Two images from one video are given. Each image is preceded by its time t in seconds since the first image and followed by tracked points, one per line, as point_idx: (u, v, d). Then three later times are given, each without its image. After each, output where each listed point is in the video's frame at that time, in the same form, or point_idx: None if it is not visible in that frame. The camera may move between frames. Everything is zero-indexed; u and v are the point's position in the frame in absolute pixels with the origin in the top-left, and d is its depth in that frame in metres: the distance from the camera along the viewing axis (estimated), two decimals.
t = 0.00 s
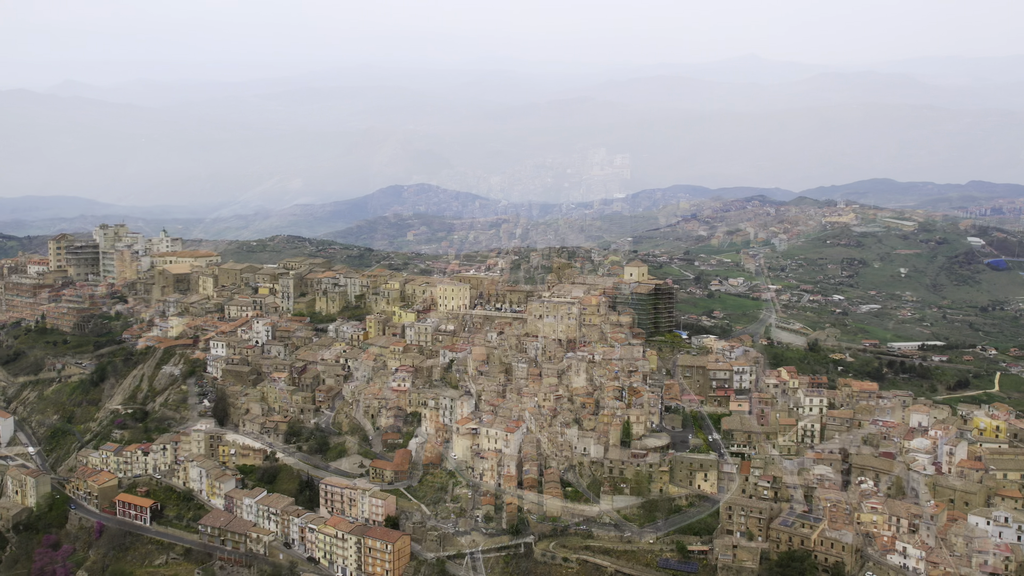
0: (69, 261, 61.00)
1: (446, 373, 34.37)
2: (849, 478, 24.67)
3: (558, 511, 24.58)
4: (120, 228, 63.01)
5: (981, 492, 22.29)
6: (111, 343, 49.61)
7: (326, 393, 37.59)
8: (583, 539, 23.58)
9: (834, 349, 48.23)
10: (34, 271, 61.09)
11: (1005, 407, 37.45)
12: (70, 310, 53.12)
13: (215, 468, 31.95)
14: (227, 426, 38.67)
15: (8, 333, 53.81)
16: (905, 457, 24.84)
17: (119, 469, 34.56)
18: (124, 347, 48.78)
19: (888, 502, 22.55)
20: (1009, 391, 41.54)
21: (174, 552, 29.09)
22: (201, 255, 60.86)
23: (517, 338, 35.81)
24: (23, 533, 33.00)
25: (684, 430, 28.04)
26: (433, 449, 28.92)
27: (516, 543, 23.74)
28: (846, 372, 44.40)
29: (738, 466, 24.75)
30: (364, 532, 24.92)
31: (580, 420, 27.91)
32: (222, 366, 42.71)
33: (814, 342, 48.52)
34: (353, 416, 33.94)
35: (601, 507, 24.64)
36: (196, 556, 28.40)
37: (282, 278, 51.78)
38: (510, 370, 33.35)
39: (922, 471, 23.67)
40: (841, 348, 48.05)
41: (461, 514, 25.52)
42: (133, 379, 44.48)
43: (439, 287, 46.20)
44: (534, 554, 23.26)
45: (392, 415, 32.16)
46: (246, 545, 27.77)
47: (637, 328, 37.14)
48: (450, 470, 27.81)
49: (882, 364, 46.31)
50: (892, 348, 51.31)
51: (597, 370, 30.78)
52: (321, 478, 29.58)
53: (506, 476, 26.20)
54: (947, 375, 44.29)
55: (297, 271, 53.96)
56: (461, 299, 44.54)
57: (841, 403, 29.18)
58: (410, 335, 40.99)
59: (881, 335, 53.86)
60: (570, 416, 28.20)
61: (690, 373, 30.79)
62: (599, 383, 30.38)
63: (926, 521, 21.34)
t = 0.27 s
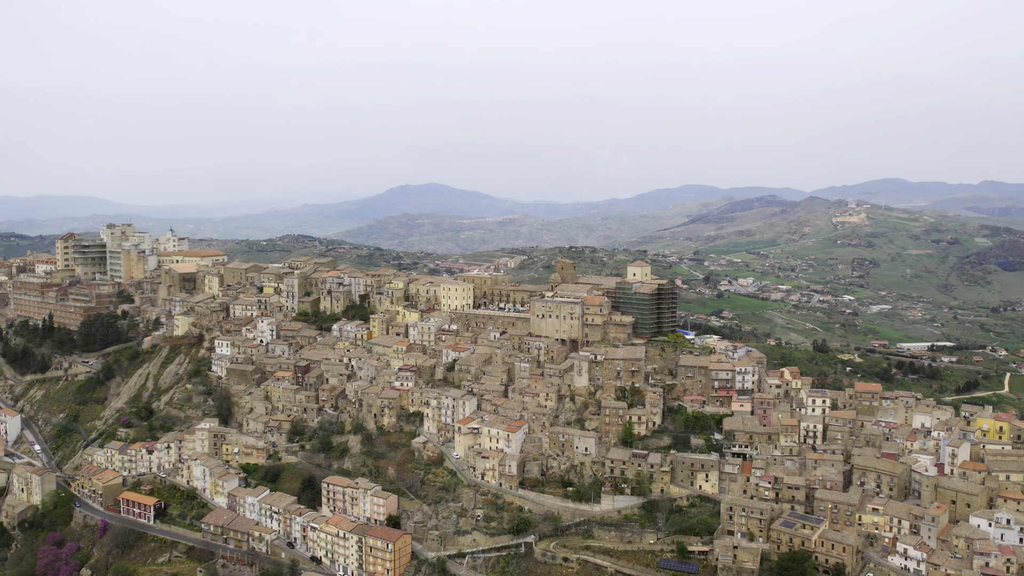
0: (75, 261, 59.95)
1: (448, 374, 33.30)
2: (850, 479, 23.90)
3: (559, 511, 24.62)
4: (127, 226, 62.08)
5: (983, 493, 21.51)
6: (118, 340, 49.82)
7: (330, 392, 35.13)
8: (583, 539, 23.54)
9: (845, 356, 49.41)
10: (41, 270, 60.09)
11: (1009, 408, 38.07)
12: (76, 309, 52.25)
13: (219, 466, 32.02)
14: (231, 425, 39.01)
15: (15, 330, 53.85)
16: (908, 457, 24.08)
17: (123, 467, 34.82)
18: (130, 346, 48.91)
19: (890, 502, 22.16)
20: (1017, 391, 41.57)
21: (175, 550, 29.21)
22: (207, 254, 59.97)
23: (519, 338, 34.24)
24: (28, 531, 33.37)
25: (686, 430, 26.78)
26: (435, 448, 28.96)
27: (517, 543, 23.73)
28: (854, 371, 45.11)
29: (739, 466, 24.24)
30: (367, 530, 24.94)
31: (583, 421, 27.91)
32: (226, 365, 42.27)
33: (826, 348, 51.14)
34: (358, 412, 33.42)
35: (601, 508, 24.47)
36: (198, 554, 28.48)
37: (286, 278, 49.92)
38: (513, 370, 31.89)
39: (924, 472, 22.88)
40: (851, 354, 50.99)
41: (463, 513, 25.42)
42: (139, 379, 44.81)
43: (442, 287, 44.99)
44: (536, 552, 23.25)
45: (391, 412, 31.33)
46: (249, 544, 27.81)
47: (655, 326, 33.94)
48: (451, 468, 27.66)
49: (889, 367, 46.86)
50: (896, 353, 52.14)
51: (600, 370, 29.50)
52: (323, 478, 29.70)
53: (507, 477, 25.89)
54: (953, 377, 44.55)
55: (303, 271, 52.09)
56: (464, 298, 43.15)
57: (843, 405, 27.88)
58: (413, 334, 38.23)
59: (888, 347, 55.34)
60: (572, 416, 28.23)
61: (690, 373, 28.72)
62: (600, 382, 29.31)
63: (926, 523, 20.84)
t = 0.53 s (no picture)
0: (83, 260, 60.23)
1: (450, 373, 33.28)
2: (852, 479, 23.79)
3: (559, 510, 24.55)
4: (134, 227, 62.86)
5: (985, 494, 21.33)
6: (125, 339, 50.04)
7: (333, 391, 35.08)
8: (584, 539, 23.52)
9: (854, 357, 49.40)
10: (48, 269, 60.54)
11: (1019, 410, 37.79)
12: (84, 307, 52.60)
13: (222, 465, 32.10)
14: (235, 424, 39.15)
15: (23, 328, 54.09)
16: (910, 458, 23.94)
17: (128, 465, 34.99)
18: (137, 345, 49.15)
19: (891, 503, 22.04)
20: None
21: (178, 548, 29.33)
22: (213, 253, 60.41)
23: (522, 338, 34.34)
24: (34, 529, 33.66)
25: (688, 429, 26.71)
26: (436, 448, 28.95)
27: (518, 542, 23.72)
28: (863, 372, 45.09)
29: (740, 466, 24.10)
30: (368, 529, 24.99)
31: (585, 421, 27.87)
32: (231, 365, 42.28)
33: (835, 348, 51.16)
34: (361, 410, 33.44)
35: (602, 508, 24.34)
36: (200, 552, 28.60)
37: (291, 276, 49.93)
38: (515, 370, 31.91)
39: (926, 474, 22.77)
40: (860, 353, 51.22)
41: (464, 513, 25.46)
42: (145, 378, 45.07)
43: (446, 287, 44.99)
44: (536, 551, 23.25)
45: (393, 412, 31.39)
46: (251, 543, 27.88)
47: (658, 326, 33.83)
48: (452, 467, 27.66)
49: (899, 368, 46.75)
50: (906, 353, 52.05)
51: (602, 370, 29.50)
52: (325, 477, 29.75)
53: (509, 477, 25.88)
54: (963, 377, 44.36)
55: (307, 270, 52.06)
56: (469, 297, 43.12)
57: (846, 405, 27.58)
58: (417, 333, 38.24)
59: (898, 347, 55.34)
60: (574, 416, 28.22)
61: (692, 373, 28.59)
62: (602, 382, 29.34)
63: (927, 524, 20.66)
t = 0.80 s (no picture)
0: (90, 259, 60.47)
1: (453, 373, 33.28)
2: (854, 481, 23.72)
3: (560, 510, 24.57)
4: (141, 225, 62.89)
5: (987, 496, 21.17)
6: (131, 338, 50.22)
7: (336, 391, 35.12)
8: (585, 539, 23.48)
9: (863, 357, 49.29)
10: (55, 269, 60.69)
11: None
12: (91, 306, 52.72)
13: (226, 464, 32.18)
14: (239, 423, 39.22)
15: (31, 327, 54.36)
16: (912, 459, 23.82)
17: (133, 463, 35.18)
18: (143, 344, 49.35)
19: (893, 504, 21.93)
20: None
21: (181, 545, 29.45)
22: (220, 252, 60.56)
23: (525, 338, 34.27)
24: (39, 526, 33.81)
25: (690, 430, 26.63)
26: (437, 447, 28.98)
27: (519, 542, 23.70)
28: (872, 372, 45.00)
29: (742, 466, 24.08)
30: (369, 528, 25.01)
31: (587, 421, 27.81)
32: (235, 364, 42.37)
33: (843, 348, 51.02)
34: (364, 410, 33.50)
35: (603, 508, 24.33)
36: (203, 550, 28.70)
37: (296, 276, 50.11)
38: (518, 370, 31.93)
39: (928, 475, 22.67)
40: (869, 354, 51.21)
41: (465, 512, 25.50)
42: (150, 377, 45.28)
43: (450, 287, 44.99)
44: (537, 551, 23.25)
45: (396, 412, 31.43)
46: (253, 541, 27.99)
47: (661, 326, 33.72)
48: (453, 467, 27.68)
49: (907, 368, 46.61)
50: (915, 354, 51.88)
51: (604, 370, 29.45)
52: (327, 476, 29.79)
53: (510, 476, 25.88)
54: (973, 378, 44.20)
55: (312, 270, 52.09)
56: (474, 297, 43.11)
57: (848, 405, 27.48)
58: (420, 332, 38.29)
59: (906, 347, 55.18)
60: (576, 416, 28.18)
61: (695, 373, 28.49)
62: (604, 382, 29.31)
63: (928, 526, 20.51)
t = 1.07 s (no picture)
0: (97, 259, 60.68)
1: (456, 373, 33.30)
2: (855, 482, 23.62)
3: (561, 510, 24.55)
4: (148, 225, 63.16)
5: (990, 497, 21.05)
6: (137, 337, 50.44)
7: (340, 390, 35.16)
8: (585, 540, 23.44)
9: (872, 358, 49.13)
10: (63, 268, 60.91)
11: None
12: (98, 305, 52.93)
13: (229, 463, 32.29)
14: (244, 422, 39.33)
15: (38, 326, 54.63)
16: (915, 460, 23.67)
17: (137, 462, 35.32)
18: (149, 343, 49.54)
19: (895, 505, 21.83)
20: None
21: (185, 544, 29.55)
22: (226, 251, 60.76)
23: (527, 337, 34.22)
24: (44, 524, 34.00)
25: (692, 429, 26.57)
26: (439, 447, 28.97)
27: (520, 542, 23.67)
28: (881, 373, 44.86)
29: (743, 467, 24.02)
30: (370, 527, 25.04)
31: (588, 420, 27.76)
32: (239, 363, 42.50)
33: (852, 349, 50.86)
34: (367, 410, 33.53)
35: (604, 508, 24.30)
36: (206, 548, 28.78)
37: (301, 275, 50.22)
38: (520, 370, 31.90)
39: (930, 476, 22.52)
40: (879, 354, 51.06)
41: (466, 512, 25.50)
42: (156, 376, 45.47)
43: (454, 286, 44.99)
44: (538, 551, 23.24)
45: (398, 411, 31.48)
46: (256, 540, 28.11)
47: (664, 326, 33.64)
48: (455, 467, 27.68)
49: (916, 369, 46.43)
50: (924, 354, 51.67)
51: (606, 369, 29.37)
52: (330, 475, 29.85)
53: (511, 476, 25.88)
54: (982, 378, 43.99)
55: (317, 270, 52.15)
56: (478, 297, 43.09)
57: (851, 406, 27.36)
58: (423, 332, 38.28)
59: (916, 348, 55.01)
60: (577, 415, 28.14)
61: (697, 374, 28.40)
62: (606, 382, 29.25)
63: (930, 527, 20.40)
